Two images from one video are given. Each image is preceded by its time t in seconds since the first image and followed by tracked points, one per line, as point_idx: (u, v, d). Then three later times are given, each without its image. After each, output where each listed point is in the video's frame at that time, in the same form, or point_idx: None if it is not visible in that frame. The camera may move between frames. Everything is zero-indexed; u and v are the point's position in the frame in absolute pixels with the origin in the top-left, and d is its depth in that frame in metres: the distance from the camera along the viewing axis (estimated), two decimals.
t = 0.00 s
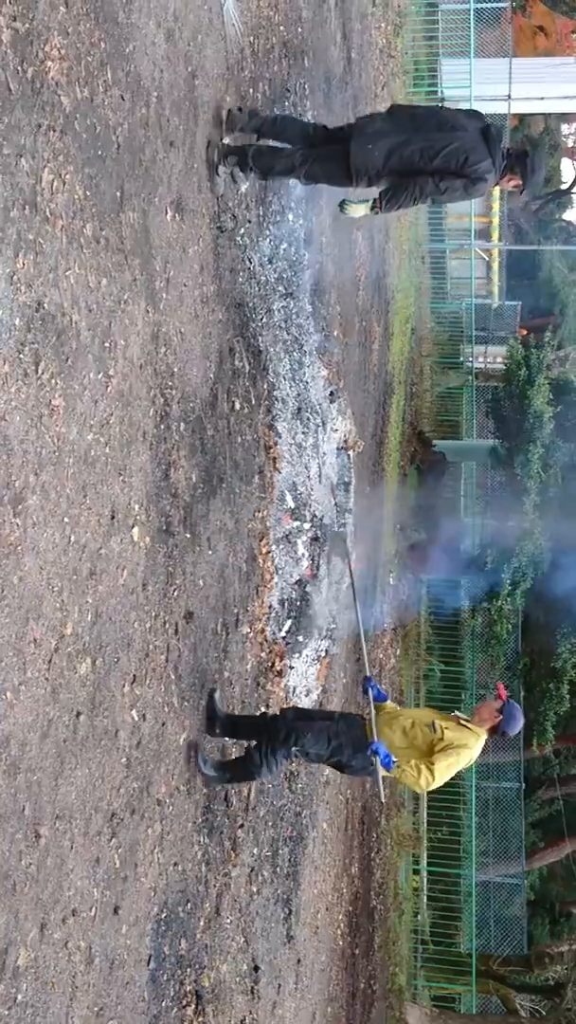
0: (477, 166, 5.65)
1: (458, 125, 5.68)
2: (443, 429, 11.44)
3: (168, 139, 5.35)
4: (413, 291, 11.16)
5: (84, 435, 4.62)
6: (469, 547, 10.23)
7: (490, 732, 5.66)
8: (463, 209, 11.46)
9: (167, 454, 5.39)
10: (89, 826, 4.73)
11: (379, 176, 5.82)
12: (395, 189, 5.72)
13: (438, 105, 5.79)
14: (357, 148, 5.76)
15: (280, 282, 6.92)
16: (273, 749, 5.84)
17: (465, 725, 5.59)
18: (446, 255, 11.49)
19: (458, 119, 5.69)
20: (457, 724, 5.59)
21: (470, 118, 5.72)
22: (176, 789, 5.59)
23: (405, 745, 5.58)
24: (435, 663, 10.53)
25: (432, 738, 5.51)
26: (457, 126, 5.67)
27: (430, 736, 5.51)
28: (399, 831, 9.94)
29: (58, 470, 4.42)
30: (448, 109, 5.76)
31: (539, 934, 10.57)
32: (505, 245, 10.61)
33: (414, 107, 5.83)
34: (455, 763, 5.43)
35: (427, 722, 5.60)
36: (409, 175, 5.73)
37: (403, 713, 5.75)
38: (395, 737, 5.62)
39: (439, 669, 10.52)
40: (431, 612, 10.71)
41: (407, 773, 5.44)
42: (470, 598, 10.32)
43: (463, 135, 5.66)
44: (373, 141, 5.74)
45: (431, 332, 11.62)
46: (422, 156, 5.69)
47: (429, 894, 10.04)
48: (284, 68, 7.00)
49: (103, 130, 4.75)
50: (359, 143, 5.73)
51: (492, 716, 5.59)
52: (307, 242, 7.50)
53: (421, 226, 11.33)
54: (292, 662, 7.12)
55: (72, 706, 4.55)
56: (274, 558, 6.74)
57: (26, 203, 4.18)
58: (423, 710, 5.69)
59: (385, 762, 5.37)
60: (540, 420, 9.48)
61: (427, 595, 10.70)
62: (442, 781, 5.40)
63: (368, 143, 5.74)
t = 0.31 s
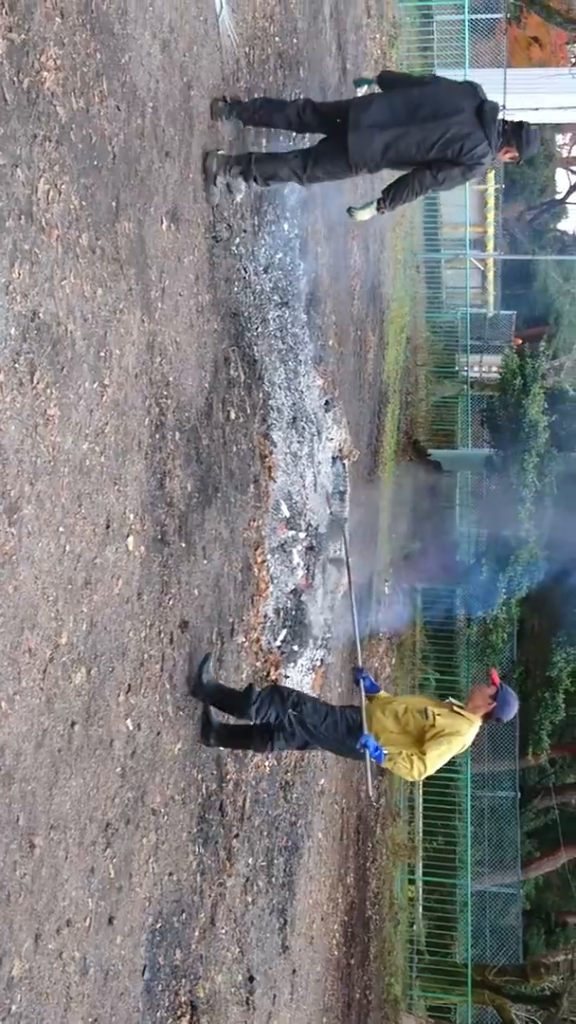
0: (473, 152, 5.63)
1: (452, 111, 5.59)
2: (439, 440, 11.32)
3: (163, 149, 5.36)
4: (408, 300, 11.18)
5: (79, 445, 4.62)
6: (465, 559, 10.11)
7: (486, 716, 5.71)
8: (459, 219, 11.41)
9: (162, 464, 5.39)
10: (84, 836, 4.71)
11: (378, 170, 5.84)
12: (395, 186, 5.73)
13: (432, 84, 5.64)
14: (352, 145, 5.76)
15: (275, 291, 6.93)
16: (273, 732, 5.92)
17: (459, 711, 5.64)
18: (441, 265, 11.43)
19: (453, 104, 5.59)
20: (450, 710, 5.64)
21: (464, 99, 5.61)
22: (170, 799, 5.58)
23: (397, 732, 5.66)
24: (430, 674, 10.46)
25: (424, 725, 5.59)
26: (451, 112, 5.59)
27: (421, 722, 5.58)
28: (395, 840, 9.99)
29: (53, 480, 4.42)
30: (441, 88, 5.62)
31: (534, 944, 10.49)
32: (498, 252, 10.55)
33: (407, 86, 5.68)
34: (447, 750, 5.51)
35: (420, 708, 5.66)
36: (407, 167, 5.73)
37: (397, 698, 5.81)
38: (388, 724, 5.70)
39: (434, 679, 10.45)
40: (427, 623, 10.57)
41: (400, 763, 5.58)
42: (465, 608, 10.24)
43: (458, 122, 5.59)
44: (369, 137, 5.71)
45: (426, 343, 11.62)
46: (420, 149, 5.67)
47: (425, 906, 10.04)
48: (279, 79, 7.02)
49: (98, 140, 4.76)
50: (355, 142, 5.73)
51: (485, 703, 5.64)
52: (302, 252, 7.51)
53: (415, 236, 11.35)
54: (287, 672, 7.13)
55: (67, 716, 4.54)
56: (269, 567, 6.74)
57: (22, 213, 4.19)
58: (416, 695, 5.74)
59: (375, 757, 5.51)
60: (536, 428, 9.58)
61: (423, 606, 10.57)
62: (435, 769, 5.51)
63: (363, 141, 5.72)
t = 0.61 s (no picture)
0: (466, 150, 5.93)
1: (447, 109, 5.84)
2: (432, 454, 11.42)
3: (158, 164, 5.38)
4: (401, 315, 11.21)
5: (73, 459, 4.61)
6: (460, 571, 10.24)
7: (475, 697, 5.61)
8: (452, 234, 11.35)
9: (156, 478, 5.39)
10: (77, 851, 4.69)
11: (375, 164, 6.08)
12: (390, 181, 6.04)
13: (429, 79, 5.82)
14: (351, 140, 6.00)
15: (269, 306, 6.95)
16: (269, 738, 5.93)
17: (445, 692, 5.63)
18: (434, 280, 11.47)
19: (448, 102, 5.83)
20: (436, 690, 5.64)
21: (459, 96, 5.84)
22: (165, 814, 5.57)
23: (383, 710, 5.67)
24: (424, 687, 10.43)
25: (410, 705, 5.60)
26: (447, 110, 5.83)
27: (407, 702, 5.60)
28: (390, 854, 9.90)
29: (47, 494, 4.41)
30: (436, 85, 5.83)
31: (529, 959, 10.49)
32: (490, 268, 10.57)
33: (404, 80, 5.85)
34: (432, 733, 5.48)
35: (406, 687, 5.67)
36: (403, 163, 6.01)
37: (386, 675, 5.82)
38: (374, 700, 5.72)
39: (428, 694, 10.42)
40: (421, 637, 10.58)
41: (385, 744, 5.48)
42: (460, 622, 10.25)
43: (452, 122, 5.86)
44: (367, 134, 5.95)
45: (419, 357, 11.63)
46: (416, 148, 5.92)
47: (420, 920, 9.95)
48: (273, 94, 7.05)
49: (93, 155, 4.77)
50: (355, 138, 5.97)
51: (475, 684, 5.54)
52: (296, 266, 7.53)
53: (409, 251, 11.35)
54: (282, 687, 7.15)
55: (61, 731, 4.51)
56: (263, 581, 6.74)
57: (16, 227, 4.20)
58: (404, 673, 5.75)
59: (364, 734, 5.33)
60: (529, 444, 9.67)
61: (416, 620, 10.60)
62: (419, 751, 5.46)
63: (362, 138, 5.97)
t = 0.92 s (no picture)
0: (457, 160, 6.06)
1: (441, 120, 5.93)
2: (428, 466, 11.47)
3: (154, 179, 5.40)
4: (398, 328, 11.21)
5: (69, 472, 4.61)
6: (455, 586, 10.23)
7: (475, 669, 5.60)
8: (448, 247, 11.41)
9: (152, 491, 5.39)
10: (73, 865, 4.67)
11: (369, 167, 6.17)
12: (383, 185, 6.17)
13: (424, 88, 5.88)
14: (348, 145, 6.08)
15: (265, 320, 6.97)
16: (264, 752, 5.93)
17: (445, 663, 5.59)
18: (431, 294, 11.48)
19: (442, 114, 5.91)
20: (436, 662, 5.59)
21: (453, 106, 5.91)
22: (161, 828, 5.55)
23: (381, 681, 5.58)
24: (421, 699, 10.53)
25: (409, 674, 5.54)
26: (441, 122, 5.93)
27: (406, 671, 5.54)
28: (387, 868, 9.77)
29: (44, 508, 4.41)
30: (432, 94, 5.88)
31: (528, 974, 10.54)
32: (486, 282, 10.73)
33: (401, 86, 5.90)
34: (432, 701, 5.44)
35: (406, 656, 5.60)
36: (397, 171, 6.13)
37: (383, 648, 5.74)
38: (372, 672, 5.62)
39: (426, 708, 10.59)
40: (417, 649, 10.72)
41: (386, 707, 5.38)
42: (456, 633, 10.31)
43: (446, 133, 5.95)
44: (363, 141, 6.03)
45: (416, 371, 11.70)
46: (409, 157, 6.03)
47: (417, 935, 9.95)
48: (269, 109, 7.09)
49: (89, 170, 4.78)
50: (350, 144, 6.05)
51: (476, 653, 5.49)
52: (292, 280, 7.55)
53: (405, 265, 11.29)
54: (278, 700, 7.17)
55: (57, 745, 4.50)
56: (260, 594, 6.76)
57: (13, 241, 4.20)
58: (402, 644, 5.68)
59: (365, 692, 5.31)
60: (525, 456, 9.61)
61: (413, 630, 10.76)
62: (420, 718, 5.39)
63: (358, 144, 6.05)
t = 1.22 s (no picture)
0: (454, 162, 6.19)
1: (442, 129, 6.00)
2: (423, 477, 11.48)
3: (150, 191, 5.41)
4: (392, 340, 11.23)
5: (65, 484, 4.61)
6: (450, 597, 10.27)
7: (468, 620, 5.65)
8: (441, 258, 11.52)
9: (148, 503, 5.40)
10: (68, 878, 4.66)
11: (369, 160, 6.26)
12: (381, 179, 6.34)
13: (427, 95, 5.88)
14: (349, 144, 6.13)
15: (260, 331, 6.99)
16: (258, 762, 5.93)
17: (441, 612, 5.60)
18: (425, 305, 11.56)
19: (443, 123, 5.97)
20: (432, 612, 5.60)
21: (454, 115, 5.96)
22: (156, 840, 5.54)
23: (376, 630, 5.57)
24: (417, 711, 10.48)
25: (405, 623, 5.54)
26: (441, 131, 6.00)
27: (402, 619, 5.55)
28: (382, 881, 9.80)
29: (39, 519, 4.40)
30: (434, 101, 5.90)
31: (524, 984, 10.46)
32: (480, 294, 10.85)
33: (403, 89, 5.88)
34: (428, 649, 5.41)
35: (401, 606, 5.63)
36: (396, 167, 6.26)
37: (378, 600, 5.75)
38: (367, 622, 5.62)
39: (421, 720, 10.49)
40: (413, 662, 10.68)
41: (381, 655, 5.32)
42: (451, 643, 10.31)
43: (445, 140, 6.05)
44: (366, 142, 6.08)
45: (410, 382, 11.75)
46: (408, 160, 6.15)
47: (413, 948, 9.92)
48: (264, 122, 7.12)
49: (85, 182, 4.79)
50: (352, 143, 6.11)
51: (470, 602, 5.58)
52: (287, 291, 7.57)
53: (400, 276, 11.33)
54: (273, 712, 7.16)
55: (52, 757, 4.49)
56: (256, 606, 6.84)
57: (9, 253, 4.20)
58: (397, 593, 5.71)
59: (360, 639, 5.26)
60: (520, 468, 9.48)
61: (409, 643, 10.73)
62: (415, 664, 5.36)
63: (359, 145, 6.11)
